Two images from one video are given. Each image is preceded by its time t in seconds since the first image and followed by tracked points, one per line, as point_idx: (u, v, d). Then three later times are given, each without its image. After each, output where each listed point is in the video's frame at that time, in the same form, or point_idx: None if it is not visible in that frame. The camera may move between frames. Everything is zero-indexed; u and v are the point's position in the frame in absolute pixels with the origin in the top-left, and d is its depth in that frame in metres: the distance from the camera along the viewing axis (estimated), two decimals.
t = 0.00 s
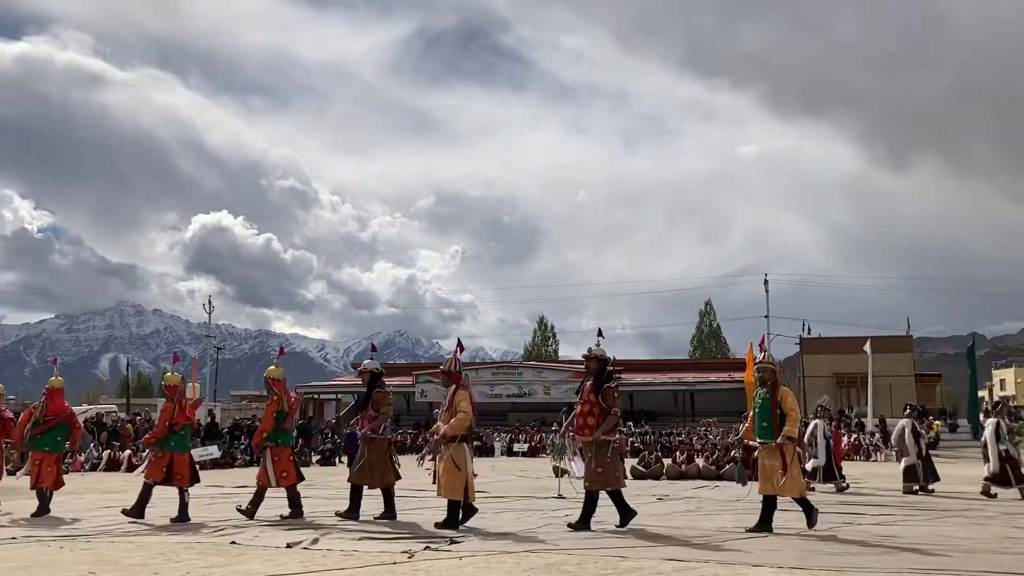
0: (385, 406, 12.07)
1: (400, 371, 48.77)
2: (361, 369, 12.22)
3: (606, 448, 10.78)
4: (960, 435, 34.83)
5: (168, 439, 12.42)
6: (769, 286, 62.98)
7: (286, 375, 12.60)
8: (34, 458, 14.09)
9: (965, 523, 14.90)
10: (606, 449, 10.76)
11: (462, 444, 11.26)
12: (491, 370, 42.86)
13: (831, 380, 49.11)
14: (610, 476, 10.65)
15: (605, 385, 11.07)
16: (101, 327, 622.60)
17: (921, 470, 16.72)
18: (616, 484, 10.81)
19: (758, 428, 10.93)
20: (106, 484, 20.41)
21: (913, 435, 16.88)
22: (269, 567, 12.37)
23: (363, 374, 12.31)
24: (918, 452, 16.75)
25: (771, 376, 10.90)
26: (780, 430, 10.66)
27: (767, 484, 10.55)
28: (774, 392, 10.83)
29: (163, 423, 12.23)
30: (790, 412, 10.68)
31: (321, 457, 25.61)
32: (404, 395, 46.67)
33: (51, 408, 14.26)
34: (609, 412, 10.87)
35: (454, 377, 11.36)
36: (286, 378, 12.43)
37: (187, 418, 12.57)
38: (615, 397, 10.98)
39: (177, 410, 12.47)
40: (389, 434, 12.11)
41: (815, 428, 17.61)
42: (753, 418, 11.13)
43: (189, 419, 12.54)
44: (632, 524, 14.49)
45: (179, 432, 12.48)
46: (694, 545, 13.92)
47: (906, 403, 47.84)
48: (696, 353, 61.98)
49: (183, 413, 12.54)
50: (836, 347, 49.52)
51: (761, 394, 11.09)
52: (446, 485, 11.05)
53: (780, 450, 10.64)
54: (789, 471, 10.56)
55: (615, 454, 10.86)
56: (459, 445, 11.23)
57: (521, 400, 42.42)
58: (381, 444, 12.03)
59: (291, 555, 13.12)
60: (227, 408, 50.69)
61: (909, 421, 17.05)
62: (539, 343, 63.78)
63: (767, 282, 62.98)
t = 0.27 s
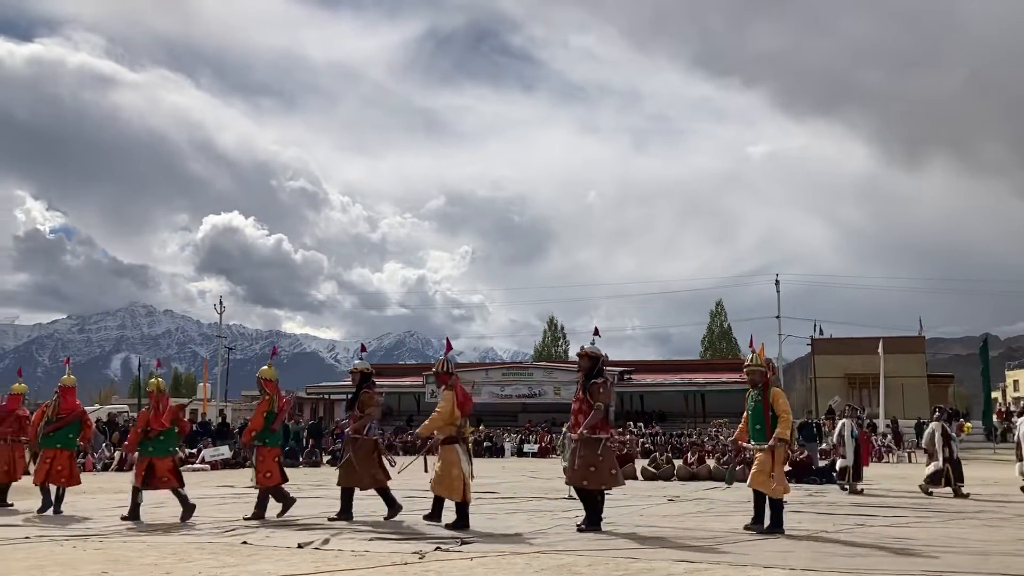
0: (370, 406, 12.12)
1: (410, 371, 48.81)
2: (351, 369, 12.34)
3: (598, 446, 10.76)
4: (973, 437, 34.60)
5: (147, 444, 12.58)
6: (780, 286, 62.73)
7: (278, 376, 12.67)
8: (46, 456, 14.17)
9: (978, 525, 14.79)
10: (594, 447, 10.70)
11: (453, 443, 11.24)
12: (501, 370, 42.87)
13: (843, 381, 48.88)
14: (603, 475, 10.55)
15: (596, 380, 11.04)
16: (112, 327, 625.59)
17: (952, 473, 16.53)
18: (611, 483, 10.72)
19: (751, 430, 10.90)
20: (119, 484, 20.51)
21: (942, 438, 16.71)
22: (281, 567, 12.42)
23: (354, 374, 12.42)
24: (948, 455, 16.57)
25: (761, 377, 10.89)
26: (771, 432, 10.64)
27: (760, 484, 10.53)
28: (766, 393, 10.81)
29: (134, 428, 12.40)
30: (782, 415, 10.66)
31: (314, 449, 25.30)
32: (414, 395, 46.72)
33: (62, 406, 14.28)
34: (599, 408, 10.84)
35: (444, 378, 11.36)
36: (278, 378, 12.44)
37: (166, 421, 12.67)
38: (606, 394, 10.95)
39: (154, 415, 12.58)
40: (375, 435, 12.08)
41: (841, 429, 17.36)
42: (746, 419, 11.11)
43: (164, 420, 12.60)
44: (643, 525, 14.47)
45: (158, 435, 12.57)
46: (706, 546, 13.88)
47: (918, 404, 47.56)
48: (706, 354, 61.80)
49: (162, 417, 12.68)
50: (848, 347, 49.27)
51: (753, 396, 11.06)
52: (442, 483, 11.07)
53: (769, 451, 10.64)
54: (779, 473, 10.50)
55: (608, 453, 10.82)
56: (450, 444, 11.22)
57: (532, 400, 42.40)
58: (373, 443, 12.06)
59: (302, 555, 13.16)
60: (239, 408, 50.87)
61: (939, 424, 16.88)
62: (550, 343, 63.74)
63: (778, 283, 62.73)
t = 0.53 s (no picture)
0: (351, 402, 12.24)
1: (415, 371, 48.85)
2: (339, 368, 12.59)
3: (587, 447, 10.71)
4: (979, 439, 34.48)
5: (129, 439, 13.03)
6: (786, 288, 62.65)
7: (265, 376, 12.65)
8: (50, 456, 14.20)
9: (985, 527, 14.75)
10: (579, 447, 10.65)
11: (435, 445, 11.31)
12: (506, 371, 42.87)
13: (849, 383, 48.77)
14: (589, 478, 10.49)
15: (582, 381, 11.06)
16: (118, 327, 627.15)
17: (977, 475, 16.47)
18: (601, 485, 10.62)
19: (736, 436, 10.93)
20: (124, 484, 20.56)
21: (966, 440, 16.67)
22: (286, 567, 12.44)
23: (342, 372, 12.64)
24: (971, 457, 16.51)
25: (744, 383, 10.94)
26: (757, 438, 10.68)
27: (746, 491, 10.58)
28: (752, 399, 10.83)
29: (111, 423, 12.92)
30: (767, 421, 10.73)
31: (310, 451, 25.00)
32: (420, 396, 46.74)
33: (65, 407, 14.38)
34: (581, 408, 10.82)
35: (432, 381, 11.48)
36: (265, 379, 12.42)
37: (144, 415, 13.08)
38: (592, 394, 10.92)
39: (131, 409, 13.03)
40: (355, 433, 12.17)
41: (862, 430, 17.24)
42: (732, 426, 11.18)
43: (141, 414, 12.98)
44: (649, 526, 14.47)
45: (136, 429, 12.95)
46: (711, 548, 13.87)
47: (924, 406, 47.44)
48: (712, 355, 61.73)
49: (139, 410, 13.10)
50: (854, 349, 49.18)
51: (736, 401, 11.12)
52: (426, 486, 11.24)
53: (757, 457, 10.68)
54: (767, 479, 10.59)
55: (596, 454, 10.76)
56: (433, 447, 11.33)
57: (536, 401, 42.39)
58: (357, 443, 12.19)
59: (308, 555, 13.18)
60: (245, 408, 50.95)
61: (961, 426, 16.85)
62: (555, 344, 63.72)
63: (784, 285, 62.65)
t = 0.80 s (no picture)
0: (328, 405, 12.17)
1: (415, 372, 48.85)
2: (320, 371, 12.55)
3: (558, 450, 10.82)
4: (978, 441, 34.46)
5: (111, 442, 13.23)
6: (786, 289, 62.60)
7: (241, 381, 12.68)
8: (44, 457, 14.24)
9: (984, 530, 14.75)
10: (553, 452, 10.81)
11: (414, 440, 11.36)
12: (506, 372, 42.85)
13: (849, 385, 48.75)
14: (566, 481, 10.61)
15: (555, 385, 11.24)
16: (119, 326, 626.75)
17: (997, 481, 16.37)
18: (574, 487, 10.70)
19: (710, 432, 10.90)
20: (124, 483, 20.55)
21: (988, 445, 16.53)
22: (286, 567, 12.45)
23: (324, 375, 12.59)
24: (992, 463, 16.39)
25: (719, 378, 10.86)
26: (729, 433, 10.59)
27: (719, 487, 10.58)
28: (726, 394, 10.74)
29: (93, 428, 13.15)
30: (739, 416, 10.65)
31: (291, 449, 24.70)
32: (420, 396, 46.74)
33: (54, 407, 14.33)
34: (552, 411, 10.97)
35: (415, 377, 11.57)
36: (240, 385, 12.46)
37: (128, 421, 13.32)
38: (563, 399, 11.09)
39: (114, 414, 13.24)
40: (335, 436, 12.16)
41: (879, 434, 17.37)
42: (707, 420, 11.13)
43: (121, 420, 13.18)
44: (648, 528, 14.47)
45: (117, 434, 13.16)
46: (710, 550, 13.86)
47: (924, 408, 47.42)
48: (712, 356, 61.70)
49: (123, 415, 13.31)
50: (854, 351, 49.16)
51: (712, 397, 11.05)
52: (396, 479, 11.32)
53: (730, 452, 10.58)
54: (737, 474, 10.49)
55: (569, 457, 10.84)
56: (411, 441, 11.41)
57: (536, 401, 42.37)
58: (340, 444, 12.17)
59: (307, 555, 13.18)
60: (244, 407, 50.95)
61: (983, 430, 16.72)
62: (555, 345, 63.69)
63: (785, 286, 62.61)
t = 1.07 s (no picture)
0: (306, 405, 12.18)
1: (410, 371, 48.83)
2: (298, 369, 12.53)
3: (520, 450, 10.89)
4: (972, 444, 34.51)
5: (88, 437, 13.38)
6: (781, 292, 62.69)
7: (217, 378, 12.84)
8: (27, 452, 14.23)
9: (976, 532, 14.78)
10: (515, 451, 10.93)
11: (389, 443, 11.42)
12: (501, 372, 42.85)
13: (843, 387, 48.80)
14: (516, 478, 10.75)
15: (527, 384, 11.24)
16: (115, 324, 625.92)
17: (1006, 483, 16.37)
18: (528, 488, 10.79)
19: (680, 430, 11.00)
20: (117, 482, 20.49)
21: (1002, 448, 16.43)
22: (279, 567, 12.43)
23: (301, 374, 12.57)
24: (1001, 465, 16.39)
25: (690, 377, 10.91)
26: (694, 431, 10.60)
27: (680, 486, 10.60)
28: (693, 393, 10.82)
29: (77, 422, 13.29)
30: (707, 415, 10.63)
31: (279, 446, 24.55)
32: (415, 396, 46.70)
33: (39, 404, 14.40)
34: (518, 410, 11.00)
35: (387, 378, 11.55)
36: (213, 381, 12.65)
37: (109, 415, 13.54)
38: (531, 399, 11.09)
39: (96, 408, 13.43)
40: (310, 436, 12.15)
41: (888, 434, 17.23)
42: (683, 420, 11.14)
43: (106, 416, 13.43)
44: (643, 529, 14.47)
45: (99, 430, 13.38)
46: (704, 551, 13.88)
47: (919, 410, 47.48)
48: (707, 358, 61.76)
49: (104, 410, 13.51)
50: (848, 354, 49.25)
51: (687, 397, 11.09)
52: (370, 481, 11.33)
53: (696, 451, 10.57)
54: (697, 475, 10.48)
55: (529, 457, 10.89)
56: (386, 445, 11.44)
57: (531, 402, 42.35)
58: (313, 444, 12.19)
59: (300, 555, 13.17)
60: (239, 407, 50.85)
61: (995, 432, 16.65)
62: (550, 346, 63.68)
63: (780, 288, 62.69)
